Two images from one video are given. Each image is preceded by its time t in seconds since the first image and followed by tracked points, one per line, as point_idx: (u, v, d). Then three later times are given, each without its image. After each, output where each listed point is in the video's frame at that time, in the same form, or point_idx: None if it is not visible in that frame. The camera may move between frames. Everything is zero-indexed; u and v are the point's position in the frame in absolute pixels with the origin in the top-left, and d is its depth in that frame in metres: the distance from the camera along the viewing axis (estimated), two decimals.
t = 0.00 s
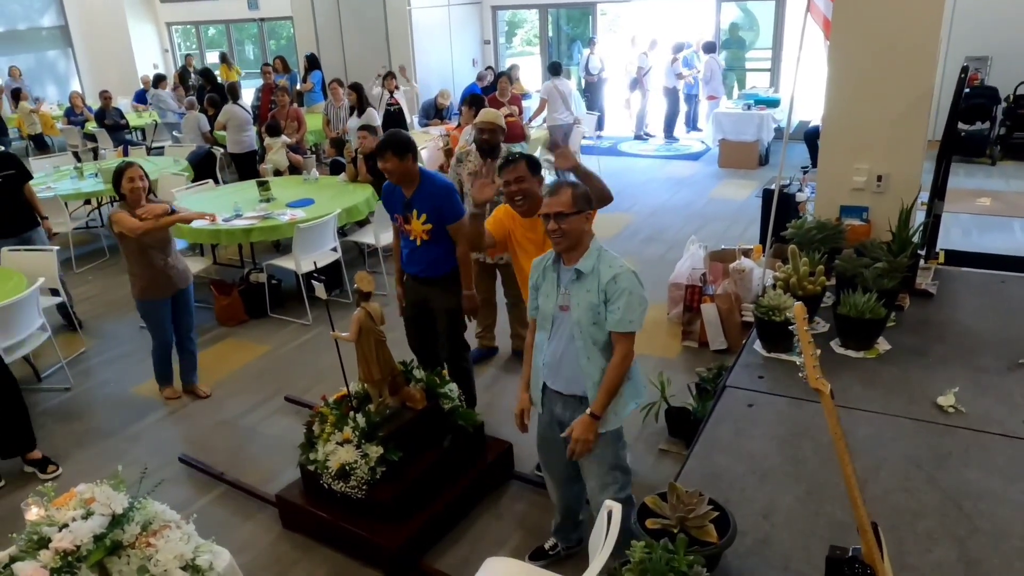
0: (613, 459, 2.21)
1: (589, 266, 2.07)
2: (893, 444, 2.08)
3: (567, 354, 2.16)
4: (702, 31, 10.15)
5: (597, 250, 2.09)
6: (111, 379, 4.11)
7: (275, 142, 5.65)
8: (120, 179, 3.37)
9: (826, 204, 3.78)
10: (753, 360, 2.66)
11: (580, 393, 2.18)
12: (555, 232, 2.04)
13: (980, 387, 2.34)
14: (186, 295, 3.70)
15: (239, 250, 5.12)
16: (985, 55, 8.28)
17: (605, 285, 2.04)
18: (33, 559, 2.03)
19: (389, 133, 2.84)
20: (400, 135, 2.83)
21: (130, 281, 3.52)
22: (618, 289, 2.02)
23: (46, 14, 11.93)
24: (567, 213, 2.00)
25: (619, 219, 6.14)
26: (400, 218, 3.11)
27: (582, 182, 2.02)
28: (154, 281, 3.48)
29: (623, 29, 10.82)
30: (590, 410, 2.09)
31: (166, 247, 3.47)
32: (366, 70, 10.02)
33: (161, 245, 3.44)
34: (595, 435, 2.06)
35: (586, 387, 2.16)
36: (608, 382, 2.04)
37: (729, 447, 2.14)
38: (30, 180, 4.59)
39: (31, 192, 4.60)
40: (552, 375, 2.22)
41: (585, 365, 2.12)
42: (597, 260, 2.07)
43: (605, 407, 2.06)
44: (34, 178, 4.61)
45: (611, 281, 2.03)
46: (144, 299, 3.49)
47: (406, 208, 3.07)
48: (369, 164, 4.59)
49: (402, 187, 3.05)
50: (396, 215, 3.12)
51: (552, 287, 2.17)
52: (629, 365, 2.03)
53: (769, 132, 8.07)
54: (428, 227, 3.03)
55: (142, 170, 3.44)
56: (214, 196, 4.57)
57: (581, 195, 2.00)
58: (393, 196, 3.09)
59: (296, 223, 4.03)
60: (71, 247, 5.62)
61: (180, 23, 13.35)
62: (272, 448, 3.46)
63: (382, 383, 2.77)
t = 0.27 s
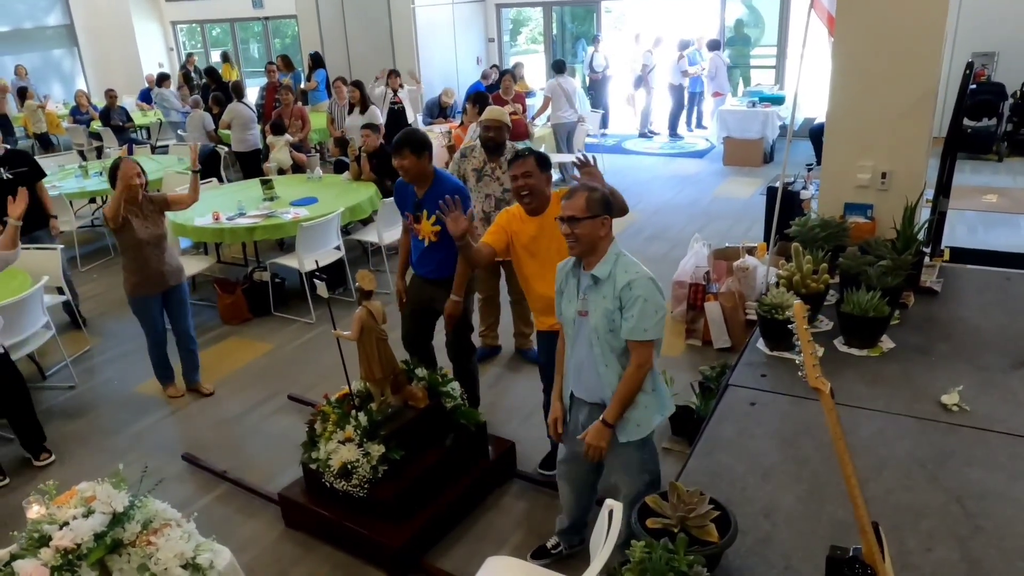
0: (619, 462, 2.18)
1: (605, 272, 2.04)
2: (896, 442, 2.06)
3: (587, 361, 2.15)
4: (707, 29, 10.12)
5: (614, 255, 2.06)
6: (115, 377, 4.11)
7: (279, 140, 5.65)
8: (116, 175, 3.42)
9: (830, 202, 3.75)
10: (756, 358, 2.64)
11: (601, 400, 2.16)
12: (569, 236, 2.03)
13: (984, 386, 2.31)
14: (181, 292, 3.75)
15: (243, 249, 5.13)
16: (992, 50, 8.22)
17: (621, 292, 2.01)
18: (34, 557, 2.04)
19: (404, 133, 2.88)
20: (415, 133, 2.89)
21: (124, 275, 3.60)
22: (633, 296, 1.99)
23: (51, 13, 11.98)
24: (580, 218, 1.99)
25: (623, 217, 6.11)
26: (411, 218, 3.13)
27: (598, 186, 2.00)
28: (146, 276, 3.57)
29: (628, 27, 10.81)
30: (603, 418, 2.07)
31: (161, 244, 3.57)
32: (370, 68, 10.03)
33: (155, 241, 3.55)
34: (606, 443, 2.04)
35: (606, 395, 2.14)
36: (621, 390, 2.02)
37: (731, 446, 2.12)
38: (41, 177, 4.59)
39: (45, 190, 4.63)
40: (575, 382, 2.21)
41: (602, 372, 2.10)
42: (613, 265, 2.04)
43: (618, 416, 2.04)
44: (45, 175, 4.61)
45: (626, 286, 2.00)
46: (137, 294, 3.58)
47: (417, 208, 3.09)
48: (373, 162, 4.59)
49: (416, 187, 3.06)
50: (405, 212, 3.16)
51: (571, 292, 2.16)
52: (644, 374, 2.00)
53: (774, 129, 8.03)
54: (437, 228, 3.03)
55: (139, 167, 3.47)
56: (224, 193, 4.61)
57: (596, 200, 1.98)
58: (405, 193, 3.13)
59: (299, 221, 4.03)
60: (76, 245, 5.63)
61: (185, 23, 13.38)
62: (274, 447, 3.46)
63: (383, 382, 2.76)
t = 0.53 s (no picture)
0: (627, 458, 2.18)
1: (616, 279, 2.03)
2: (903, 442, 2.03)
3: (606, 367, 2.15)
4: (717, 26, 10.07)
5: (628, 261, 2.03)
6: (123, 375, 4.13)
7: (286, 139, 5.66)
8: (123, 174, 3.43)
9: (838, 199, 3.71)
10: (762, 357, 2.62)
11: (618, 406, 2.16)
12: (582, 242, 2.04)
13: (993, 385, 2.28)
14: (184, 291, 3.76)
15: (250, 247, 5.14)
16: (1004, 46, 8.13)
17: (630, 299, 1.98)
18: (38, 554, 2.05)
19: (411, 127, 2.84)
20: (426, 127, 2.84)
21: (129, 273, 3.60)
22: (639, 305, 1.96)
23: (62, 12, 12.08)
24: (591, 223, 2.00)
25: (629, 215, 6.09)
26: (414, 212, 3.10)
27: (612, 191, 1.99)
28: (150, 274, 3.58)
29: (636, 25, 10.78)
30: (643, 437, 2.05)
31: (166, 243, 3.58)
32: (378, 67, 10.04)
33: (161, 239, 3.55)
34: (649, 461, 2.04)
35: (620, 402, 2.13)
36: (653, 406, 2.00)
37: (735, 445, 2.10)
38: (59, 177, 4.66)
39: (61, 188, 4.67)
40: (601, 388, 2.23)
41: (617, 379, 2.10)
42: (625, 272, 2.02)
43: (653, 433, 2.02)
44: (63, 174, 4.67)
45: (634, 294, 1.97)
46: (140, 291, 3.58)
47: (421, 203, 3.07)
48: (380, 161, 4.57)
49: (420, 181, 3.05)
50: (410, 209, 3.13)
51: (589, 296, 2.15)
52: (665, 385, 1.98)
53: (782, 127, 7.99)
54: (444, 222, 3.02)
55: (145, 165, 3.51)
56: (233, 191, 4.62)
57: (608, 205, 1.99)
58: (409, 189, 3.09)
59: (306, 220, 4.03)
60: (85, 243, 5.66)
61: (194, 22, 13.46)
62: (280, 445, 3.46)
63: (388, 380, 2.76)
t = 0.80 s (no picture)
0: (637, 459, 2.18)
1: (642, 274, 2.03)
2: (920, 444, 2.01)
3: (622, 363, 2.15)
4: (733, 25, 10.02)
5: (654, 258, 2.03)
6: (140, 374, 4.16)
7: (301, 139, 5.69)
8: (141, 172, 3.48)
9: (855, 199, 3.67)
10: (777, 357, 2.59)
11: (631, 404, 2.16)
12: (615, 237, 2.00)
13: (1013, 386, 2.25)
14: (202, 288, 3.80)
15: (265, 247, 5.17)
16: None
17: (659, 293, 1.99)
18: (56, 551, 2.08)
19: (419, 128, 2.85)
20: (433, 128, 2.85)
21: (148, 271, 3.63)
22: (669, 300, 1.97)
23: (82, 14, 12.21)
24: (629, 217, 1.97)
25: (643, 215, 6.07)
26: (424, 212, 3.10)
27: (641, 187, 1.99)
28: (169, 270, 3.59)
29: (651, 24, 10.75)
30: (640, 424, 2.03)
31: (185, 239, 3.62)
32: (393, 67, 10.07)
33: (180, 234, 3.59)
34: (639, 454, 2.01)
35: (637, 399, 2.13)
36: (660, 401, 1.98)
37: (749, 446, 2.08)
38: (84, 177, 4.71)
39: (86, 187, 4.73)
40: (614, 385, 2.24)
41: (635, 376, 2.09)
42: (651, 268, 2.02)
43: (654, 422, 1.99)
44: (88, 175, 4.73)
45: (663, 289, 1.98)
46: (159, 289, 3.60)
47: (431, 202, 3.07)
48: (393, 161, 4.58)
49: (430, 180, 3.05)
50: (418, 208, 3.13)
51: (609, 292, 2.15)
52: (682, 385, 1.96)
53: (799, 126, 7.94)
54: (455, 220, 3.02)
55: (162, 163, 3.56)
56: (247, 189, 4.66)
57: (641, 199, 1.97)
58: (420, 189, 3.12)
59: (320, 219, 4.04)
60: (103, 243, 5.72)
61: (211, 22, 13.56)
62: (294, 443, 3.48)
63: (401, 380, 2.76)
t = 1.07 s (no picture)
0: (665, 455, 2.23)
1: (679, 263, 2.09)
2: (954, 446, 1.98)
3: (654, 354, 2.20)
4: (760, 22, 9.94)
5: (688, 249, 2.10)
6: (169, 372, 4.23)
7: (326, 139, 5.75)
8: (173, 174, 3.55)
9: (886, 198, 3.63)
10: (806, 357, 2.57)
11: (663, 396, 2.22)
12: (652, 228, 2.06)
13: None
14: (231, 286, 3.84)
15: (291, 247, 5.22)
16: None
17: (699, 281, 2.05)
18: (92, 546, 2.13)
19: (443, 126, 2.86)
20: (458, 125, 2.87)
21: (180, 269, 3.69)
22: (711, 285, 2.02)
23: (114, 18, 12.40)
24: (666, 208, 2.03)
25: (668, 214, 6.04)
26: (447, 211, 3.10)
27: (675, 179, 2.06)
28: (200, 268, 3.66)
29: (677, 22, 10.71)
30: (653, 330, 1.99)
31: (215, 238, 3.65)
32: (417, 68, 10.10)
33: (210, 234, 3.62)
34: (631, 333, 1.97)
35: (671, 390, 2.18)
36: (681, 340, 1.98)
37: (779, 446, 2.07)
38: (117, 178, 4.80)
39: (117, 188, 4.81)
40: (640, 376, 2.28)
41: (670, 366, 2.14)
42: (688, 258, 2.09)
43: (670, 338, 1.97)
44: (122, 176, 4.82)
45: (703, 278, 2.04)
46: (192, 286, 3.65)
47: (454, 201, 3.07)
48: (418, 161, 4.61)
49: (453, 179, 3.06)
50: (444, 207, 3.11)
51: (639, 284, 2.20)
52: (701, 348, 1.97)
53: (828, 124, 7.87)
54: (480, 218, 3.03)
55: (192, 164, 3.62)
56: (271, 190, 4.69)
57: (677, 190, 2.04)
58: (443, 187, 3.11)
59: (345, 219, 4.08)
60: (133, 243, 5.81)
61: (238, 24, 13.71)
62: (321, 442, 3.51)
63: (427, 379, 2.78)
